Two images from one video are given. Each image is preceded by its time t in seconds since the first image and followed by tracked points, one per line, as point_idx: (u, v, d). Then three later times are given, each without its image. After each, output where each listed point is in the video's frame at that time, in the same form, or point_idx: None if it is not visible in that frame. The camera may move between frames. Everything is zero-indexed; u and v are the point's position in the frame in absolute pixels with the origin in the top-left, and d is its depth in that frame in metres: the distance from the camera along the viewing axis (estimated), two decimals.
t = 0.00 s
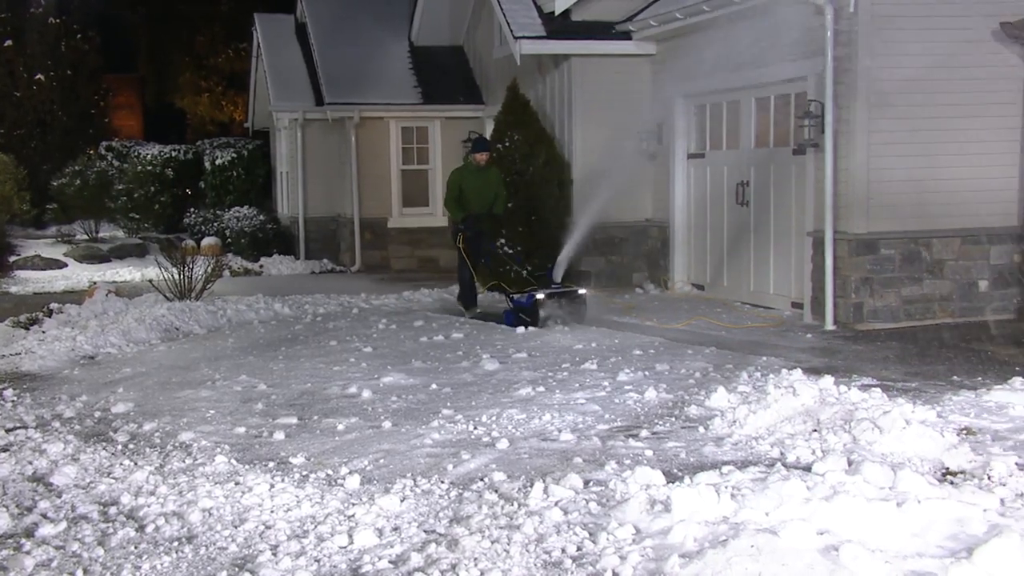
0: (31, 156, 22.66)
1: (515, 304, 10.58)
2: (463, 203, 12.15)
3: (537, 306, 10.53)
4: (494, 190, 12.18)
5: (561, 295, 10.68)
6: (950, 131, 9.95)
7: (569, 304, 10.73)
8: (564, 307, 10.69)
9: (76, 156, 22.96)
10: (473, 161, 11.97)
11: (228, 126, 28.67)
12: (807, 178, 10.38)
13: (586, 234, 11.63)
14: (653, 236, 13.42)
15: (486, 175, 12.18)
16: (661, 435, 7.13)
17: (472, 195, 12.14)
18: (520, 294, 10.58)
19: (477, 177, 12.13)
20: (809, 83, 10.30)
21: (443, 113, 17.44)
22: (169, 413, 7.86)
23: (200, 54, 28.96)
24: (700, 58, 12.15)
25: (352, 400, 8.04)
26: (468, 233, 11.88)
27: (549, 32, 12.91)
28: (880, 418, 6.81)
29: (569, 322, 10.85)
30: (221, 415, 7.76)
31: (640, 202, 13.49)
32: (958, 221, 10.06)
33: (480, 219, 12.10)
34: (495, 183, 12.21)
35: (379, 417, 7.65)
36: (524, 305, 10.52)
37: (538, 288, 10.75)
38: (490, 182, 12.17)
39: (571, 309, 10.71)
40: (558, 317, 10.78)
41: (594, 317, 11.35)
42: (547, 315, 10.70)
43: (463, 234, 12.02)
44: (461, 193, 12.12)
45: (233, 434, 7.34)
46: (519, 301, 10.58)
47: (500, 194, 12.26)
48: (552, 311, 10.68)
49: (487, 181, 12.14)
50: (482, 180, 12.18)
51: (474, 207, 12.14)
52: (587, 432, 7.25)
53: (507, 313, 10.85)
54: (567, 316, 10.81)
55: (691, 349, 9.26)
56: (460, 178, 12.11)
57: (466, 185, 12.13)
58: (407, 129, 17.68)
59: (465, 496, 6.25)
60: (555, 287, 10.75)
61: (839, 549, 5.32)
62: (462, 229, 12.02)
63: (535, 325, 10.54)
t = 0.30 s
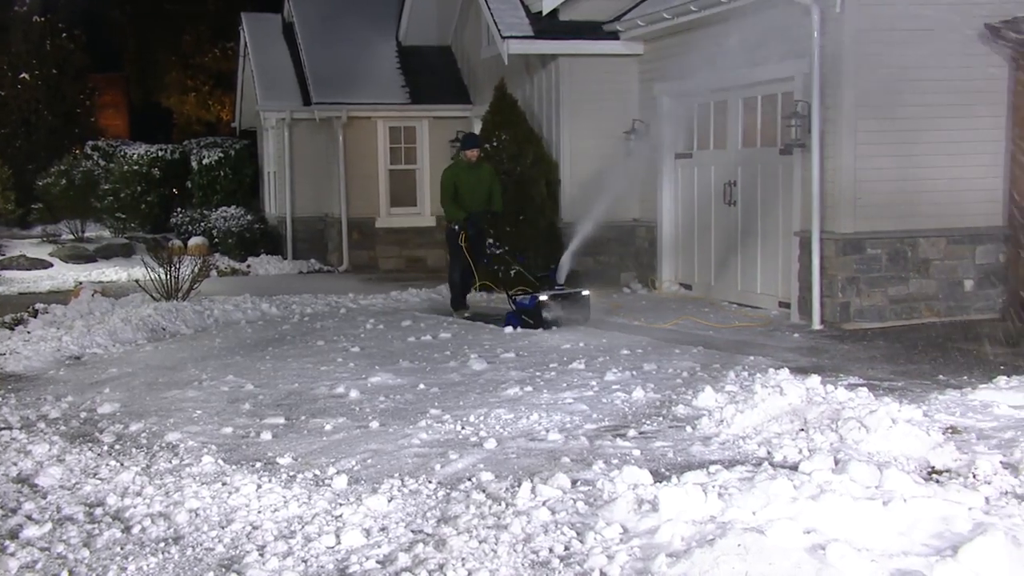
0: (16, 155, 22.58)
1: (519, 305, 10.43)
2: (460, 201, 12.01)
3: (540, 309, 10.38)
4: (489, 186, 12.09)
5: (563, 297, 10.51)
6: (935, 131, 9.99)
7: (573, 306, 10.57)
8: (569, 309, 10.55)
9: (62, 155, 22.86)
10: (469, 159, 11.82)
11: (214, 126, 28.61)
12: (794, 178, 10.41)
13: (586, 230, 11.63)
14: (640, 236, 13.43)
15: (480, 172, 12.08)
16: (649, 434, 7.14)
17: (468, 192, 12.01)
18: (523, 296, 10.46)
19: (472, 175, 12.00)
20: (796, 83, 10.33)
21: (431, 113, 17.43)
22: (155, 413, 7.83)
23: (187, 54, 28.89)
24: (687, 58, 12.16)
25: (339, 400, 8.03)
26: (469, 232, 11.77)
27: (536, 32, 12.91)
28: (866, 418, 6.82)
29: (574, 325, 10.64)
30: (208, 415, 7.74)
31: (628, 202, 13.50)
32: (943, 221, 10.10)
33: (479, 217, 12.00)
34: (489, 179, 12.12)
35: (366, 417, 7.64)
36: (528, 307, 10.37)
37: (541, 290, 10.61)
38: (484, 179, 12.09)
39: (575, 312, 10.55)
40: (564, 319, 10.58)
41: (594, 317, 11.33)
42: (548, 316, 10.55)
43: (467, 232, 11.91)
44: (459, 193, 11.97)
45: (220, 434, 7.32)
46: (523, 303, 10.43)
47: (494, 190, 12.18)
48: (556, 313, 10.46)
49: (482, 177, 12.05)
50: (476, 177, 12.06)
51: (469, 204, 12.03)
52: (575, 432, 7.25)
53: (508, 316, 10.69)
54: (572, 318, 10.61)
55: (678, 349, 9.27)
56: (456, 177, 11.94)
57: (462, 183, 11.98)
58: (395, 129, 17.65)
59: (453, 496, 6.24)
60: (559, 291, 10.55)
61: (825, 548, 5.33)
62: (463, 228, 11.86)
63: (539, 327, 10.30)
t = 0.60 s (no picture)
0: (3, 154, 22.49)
1: (522, 307, 10.31)
2: (458, 202, 11.76)
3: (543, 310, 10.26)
4: (488, 187, 11.81)
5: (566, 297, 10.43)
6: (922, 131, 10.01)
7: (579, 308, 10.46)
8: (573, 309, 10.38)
9: (48, 154, 22.76)
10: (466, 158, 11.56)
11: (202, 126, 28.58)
12: (781, 178, 10.43)
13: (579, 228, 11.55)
14: (629, 235, 13.45)
15: (478, 172, 11.81)
16: (637, 433, 7.14)
17: (467, 193, 11.75)
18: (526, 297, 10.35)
19: (470, 175, 11.73)
20: (783, 83, 10.37)
21: (419, 112, 17.42)
22: (143, 413, 7.81)
23: (174, 53, 28.85)
24: (675, 58, 12.18)
25: (327, 400, 8.02)
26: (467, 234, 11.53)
27: (525, 32, 12.91)
28: (854, 416, 6.83)
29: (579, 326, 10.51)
30: (196, 415, 7.72)
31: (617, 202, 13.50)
32: (930, 220, 10.12)
33: (478, 218, 11.72)
34: (488, 179, 11.85)
35: (355, 417, 7.62)
36: (531, 308, 10.25)
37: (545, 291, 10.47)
38: (483, 179, 11.81)
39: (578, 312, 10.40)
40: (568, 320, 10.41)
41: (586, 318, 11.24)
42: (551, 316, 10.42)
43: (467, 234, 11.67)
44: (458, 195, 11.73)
45: (207, 434, 7.31)
46: (527, 304, 10.33)
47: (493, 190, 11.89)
48: (559, 313, 10.34)
49: (480, 178, 11.77)
50: (474, 178, 11.80)
51: (468, 205, 11.78)
52: (563, 431, 7.26)
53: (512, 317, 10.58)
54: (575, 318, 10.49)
55: (666, 348, 9.28)
56: (454, 177, 11.69)
57: (459, 182, 11.72)
58: (383, 128, 17.63)
59: (441, 496, 6.23)
60: (563, 291, 10.51)
61: (813, 547, 5.35)
62: (463, 231, 11.64)
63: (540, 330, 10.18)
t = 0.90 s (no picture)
0: None
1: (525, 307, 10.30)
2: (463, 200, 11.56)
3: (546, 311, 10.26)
4: (492, 186, 11.67)
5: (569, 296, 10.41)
6: (908, 131, 10.04)
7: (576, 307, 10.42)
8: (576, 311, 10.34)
9: (33, 153, 22.65)
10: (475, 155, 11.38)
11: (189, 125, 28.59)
12: (769, 178, 10.45)
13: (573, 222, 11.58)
14: (617, 235, 13.46)
15: (485, 170, 11.65)
16: (625, 432, 7.15)
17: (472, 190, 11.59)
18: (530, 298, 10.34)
19: (477, 172, 11.57)
20: (770, 83, 10.39)
21: (408, 111, 17.41)
22: (130, 413, 7.80)
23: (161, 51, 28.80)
24: (663, 58, 12.19)
25: (315, 399, 8.01)
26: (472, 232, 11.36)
27: (512, 31, 12.92)
28: (841, 415, 6.85)
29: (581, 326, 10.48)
30: (183, 414, 7.71)
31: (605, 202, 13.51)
32: (917, 219, 10.16)
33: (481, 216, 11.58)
34: (493, 178, 11.71)
35: (342, 416, 7.61)
36: (534, 309, 10.25)
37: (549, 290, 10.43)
38: (488, 177, 11.67)
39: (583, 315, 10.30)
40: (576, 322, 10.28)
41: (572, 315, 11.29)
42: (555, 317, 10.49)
43: (469, 231, 11.50)
44: (462, 190, 11.52)
45: (195, 434, 7.29)
46: (529, 304, 10.31)
47: (497, 189, 11.76)
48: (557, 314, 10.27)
49: (486, 176, 11.63)
50: (481, 175, 11.64)
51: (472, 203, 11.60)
52: (551, 430, 7.27)
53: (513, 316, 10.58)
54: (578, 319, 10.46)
55: (654, 347, 9.30)
56: (461, 173, 11.50)
57: (466, 180, 11.54)
58: (372, 128, 17.62)
59: (429, 495, 6.23)
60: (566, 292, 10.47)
61: (800, 545, 5.37)
62: (466, 228, 11.47)
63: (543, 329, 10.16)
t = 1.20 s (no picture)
0: None
1: (525, 308, 10.00)
2: (462, 198, 11.50)
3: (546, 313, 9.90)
4: (490, 185, 11.61)
5: (571, 297, 9.97)
6: (889, 131, 10.10)
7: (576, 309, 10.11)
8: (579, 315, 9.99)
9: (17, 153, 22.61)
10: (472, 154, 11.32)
11: (174, 124, 28.58)
12: (752, 177, 10.51)
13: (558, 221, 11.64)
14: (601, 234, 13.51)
15: (482, 169, 11.59)
16: (609, 431, 7.19)
17: (470, 189, 11.53)
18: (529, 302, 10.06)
19: (475, 171, 11.51)
20: (753, 83, 10.44)
21: (393, 112, 17.41)
22: (113, 413, 7.79)
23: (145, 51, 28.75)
24: (646, 58, 12.24)
25: (300, 399, 8.02)
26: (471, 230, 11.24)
27: (496, 32, 12.94)
28: (822, 413, 6.90)
29: (584, 330, 10.13)
30: (168, 414, 7.71)
31: (589, 201, 13.55)
32: (898, 219, 10.22)
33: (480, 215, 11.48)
34: (491, 178, 11.66)
35: (327, 416, 7.62)
36: (534, 310, 9.93)
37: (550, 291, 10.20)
38: (486, 176, 11.61)
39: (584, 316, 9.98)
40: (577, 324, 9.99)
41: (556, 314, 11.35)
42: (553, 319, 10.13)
43: (468, 231, 11.36)
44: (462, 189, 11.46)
45: (179, 434, 7.29)
46: (530, 306, 9.99)
47: (495, 188, 11.71)
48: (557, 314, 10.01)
49: (485, 175, 11.58)
50: (479, 174, 11.59)
51: (471, 201, 11.54)
52: (535, 428, 7.29)
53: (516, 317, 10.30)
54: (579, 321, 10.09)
55: (638, 346, 9.34)
56: (459, 173, 11.43)
57: (464, 179, 11.48)
58: (356, 128, 17.62)
59: (414, 495, 6.25)
60: (566, 291, 10.15)
61: (782, 542, 5.42)
62: (465, 226, 11.34)
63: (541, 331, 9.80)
